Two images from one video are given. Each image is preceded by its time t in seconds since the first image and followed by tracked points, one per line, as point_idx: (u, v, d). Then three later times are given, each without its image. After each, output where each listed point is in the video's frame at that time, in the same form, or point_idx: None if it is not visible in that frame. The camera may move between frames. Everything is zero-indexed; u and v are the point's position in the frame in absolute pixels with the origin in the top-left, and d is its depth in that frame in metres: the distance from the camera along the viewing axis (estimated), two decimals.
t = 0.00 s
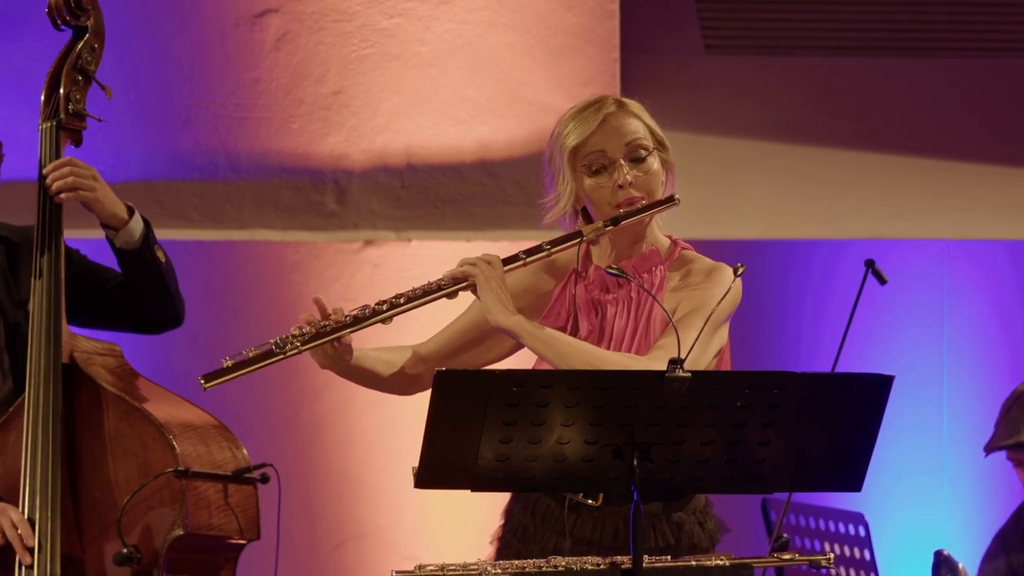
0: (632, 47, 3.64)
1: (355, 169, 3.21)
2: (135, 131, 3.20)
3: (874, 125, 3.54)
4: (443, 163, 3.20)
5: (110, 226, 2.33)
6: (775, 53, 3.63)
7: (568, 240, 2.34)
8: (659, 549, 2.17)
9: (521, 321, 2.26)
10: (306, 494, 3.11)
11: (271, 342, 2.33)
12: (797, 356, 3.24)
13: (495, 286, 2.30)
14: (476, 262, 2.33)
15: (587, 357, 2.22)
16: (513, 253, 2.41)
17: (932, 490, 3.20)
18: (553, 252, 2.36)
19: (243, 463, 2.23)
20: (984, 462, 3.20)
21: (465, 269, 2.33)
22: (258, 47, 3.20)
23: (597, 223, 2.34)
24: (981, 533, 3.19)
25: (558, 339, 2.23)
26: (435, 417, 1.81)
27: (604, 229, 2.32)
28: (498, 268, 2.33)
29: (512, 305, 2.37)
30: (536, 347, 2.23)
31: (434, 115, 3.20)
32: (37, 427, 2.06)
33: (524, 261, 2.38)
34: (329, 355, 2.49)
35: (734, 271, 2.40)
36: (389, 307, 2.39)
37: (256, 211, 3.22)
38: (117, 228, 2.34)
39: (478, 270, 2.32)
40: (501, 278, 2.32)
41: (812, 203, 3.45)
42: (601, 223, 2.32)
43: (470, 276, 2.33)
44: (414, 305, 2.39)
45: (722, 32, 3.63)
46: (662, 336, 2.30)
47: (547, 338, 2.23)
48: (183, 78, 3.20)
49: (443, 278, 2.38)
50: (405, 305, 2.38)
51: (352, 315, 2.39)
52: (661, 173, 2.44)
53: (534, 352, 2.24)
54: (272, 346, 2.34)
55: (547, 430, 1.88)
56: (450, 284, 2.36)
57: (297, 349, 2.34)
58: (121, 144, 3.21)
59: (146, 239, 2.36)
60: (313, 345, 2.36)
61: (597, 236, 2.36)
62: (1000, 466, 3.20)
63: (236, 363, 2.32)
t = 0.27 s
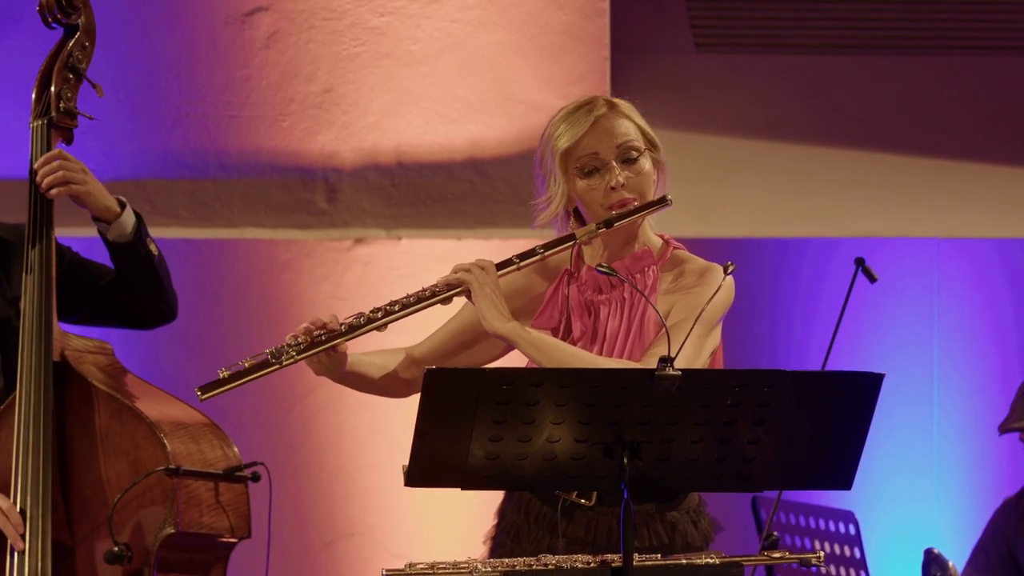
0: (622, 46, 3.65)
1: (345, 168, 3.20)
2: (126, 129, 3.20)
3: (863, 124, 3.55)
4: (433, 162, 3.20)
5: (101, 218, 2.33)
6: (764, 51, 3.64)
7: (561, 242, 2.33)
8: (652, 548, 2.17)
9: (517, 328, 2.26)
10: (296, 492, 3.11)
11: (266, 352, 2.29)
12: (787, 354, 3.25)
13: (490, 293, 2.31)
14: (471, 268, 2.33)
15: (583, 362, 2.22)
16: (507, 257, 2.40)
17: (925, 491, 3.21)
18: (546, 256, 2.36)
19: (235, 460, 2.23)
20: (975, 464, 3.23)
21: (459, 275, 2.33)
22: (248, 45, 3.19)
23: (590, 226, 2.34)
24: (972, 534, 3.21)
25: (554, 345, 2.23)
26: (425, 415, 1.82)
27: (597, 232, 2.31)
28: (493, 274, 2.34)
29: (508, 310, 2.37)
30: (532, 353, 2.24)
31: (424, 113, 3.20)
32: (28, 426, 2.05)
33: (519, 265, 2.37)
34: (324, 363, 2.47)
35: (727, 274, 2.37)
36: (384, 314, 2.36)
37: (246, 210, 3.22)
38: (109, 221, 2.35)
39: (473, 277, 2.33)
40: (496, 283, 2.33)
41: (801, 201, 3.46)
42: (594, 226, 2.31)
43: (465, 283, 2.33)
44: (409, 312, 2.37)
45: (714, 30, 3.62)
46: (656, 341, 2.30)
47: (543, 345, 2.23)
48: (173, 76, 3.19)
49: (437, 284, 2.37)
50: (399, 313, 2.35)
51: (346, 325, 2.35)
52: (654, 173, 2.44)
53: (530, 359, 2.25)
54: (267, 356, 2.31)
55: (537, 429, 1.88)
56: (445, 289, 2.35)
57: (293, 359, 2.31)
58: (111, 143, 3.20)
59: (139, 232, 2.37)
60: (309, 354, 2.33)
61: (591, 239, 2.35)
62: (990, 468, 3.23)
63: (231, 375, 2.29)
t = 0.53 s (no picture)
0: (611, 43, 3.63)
1: (334, 166, 3.20)
2: (114, 128, 3.19)
3: (851, 122, 3.57)
4: (423, 160, 3.20)
5: (90, 218, 2.31)
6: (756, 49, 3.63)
7: (556, 246, 2.35)
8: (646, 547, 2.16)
9: (514, 336, 2.27)
10: (285, 490, 3.11)
11: (263, 364, 2.30)
12: (777, 353, 3.25)
13: (485, 299, 2.32)
14: (466, 274, 2.33)
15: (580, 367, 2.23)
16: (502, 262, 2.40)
17: (915, 490, 3.23)
18: (541, 259, 2.36)
19: (223, 459, 2.21)
20: (964, 463, 3.25)
21: (454, 283, 2.33)
22: (237, 43, 3.19)
23: (583, 228, 2.33)
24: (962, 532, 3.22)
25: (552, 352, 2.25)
26: (415, 414, 1.82)
27: (590, 235, 2.30)
28: (487, 280, 2.34)
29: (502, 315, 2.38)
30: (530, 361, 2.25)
31: (413, 111, 3.20)
32: (17, 424, 2.04)
33: (513, 271, 2.37)
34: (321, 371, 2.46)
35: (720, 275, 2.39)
36: (379, 323, 2.37)
37: (235, 208, 3.22)
38: (98, 221, 2.33)
39: (468, 283, 2.33)
40: (491, 291, 2.33)
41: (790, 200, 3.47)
42: (587, 228, 2.31)
43: (461, 291, 2.33)
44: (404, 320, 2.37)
45: (704, 28, 3.62)
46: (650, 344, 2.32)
47: (541, 351, 2.25)
48: (162, 74, 3.19)
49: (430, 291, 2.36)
50: (393, 322, 2.36)
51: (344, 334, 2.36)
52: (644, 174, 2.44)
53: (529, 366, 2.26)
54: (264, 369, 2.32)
55: (527, 426, 1.88)
56: (439, 297, 2.34)
57: (291, 370, 2.32)
58: (100, 140, 3.20)
59: (128, 231, 2.35)
60: (308, 364, 2.35)
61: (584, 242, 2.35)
62: (979, 467, 3.25)
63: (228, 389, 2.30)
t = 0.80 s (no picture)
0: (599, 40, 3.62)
1: (322, 163, 3.20)
2: (101, 126, 3.18)
3: (838, 120, 3.57)
4: (411, 157, 3.20)
5: (72, 224, 2.30)
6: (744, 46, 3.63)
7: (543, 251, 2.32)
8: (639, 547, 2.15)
9: (508, 343, 2.25)
10: (273, 488, 3.11)
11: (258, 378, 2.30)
12: (765, 351, 3.26)
13: (478, 306, 2.30)
14: (458, 282, 2.32)
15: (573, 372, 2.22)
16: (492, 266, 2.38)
17: (904, 487, 3.24)
18: (531, 264, 2.34)
19: (209, 456, 2.21)
20: (951, 461, 3.26)
21: (446, 290, 2.31)
22: (225, 41, 3.18)
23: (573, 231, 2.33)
24: (949, 529, 3.24)
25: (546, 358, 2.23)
26: (402, 412, 1.82)
27: (580, 237, 2.30)
28: (479, 286, 2.32)
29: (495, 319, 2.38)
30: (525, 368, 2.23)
31: (401, 109, 3.20)
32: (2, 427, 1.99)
33: (504, 275, 2.35)
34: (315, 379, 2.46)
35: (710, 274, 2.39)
36: (373, 331, 2.37)
37: (223, 205, 3.21)
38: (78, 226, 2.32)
39: (461, 291, 2.31)
40: (485, 298, 2.32)
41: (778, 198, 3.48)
42: (577, 231, 2.31)
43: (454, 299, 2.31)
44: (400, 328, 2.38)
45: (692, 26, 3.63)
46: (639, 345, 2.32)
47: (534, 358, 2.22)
48: (150, 72, 3.18)
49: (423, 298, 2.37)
50: (387, 330, 2.37)
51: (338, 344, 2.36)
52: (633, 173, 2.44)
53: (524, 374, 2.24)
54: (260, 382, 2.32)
55: (515, 424, 1.88)
56: (434, 303, 2.35)
57: (287, 382, 2.32)
58: (88, 138, 3.18)
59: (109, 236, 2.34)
60: (303, 375, 2.34)
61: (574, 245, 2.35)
62: (967, 465, 3.26)
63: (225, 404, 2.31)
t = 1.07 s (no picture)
0: (586, 38, 3.62)
1: (310, 161, 3.19)
2: (88, 123, 3.17)
3: (826, 119, 3.59)
4: (399, 155, 3.20)
5: (54, 225, 2.29)
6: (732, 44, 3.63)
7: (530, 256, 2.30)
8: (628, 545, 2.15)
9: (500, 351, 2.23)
10: (260, 486, 3.11)
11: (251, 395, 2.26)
12: (752, 349, 3.28)
13: (469, 314, 2.27)
14: (448, 291, 2.28)
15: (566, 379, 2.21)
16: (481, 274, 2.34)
17: (891, 484, 3.26)
18: (521, 270, 2.31)
19: (194, 454, 2.21)
20: (938, 458, 3.28)
21: (436, 301, 2.27)
22: (213, 39, 3.18)
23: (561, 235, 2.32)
24: (935, 526, 3.26)
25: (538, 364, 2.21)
26: (390, 409, 1.82)
27: (569, 242, 2.28)
28: (469, 294, 2.29)
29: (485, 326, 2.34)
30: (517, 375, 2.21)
31: (389, 106, 3.20)
32: None
33: (495, 282, 2.30)
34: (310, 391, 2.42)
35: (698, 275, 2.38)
36: (364, 343, 2.32)
37: (211, 203, 3.20)
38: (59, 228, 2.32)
39: (451, 300, 2.27)
40: (476, 307, 2.28)
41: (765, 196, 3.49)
42: (565, 235, 2.29)
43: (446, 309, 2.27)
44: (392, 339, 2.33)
45: (679, 23, 3.63)
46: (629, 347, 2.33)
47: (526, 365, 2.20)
48: (138, 70, 3.18)
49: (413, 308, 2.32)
50: (378, 341, 2.32)
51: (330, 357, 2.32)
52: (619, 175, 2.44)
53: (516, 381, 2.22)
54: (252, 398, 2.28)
55: (502, 422, 1.89)
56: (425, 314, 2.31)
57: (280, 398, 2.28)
58: (76, 135, 3.17)
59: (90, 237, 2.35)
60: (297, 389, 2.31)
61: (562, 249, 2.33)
62: (954, 462, 3.28)
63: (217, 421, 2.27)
